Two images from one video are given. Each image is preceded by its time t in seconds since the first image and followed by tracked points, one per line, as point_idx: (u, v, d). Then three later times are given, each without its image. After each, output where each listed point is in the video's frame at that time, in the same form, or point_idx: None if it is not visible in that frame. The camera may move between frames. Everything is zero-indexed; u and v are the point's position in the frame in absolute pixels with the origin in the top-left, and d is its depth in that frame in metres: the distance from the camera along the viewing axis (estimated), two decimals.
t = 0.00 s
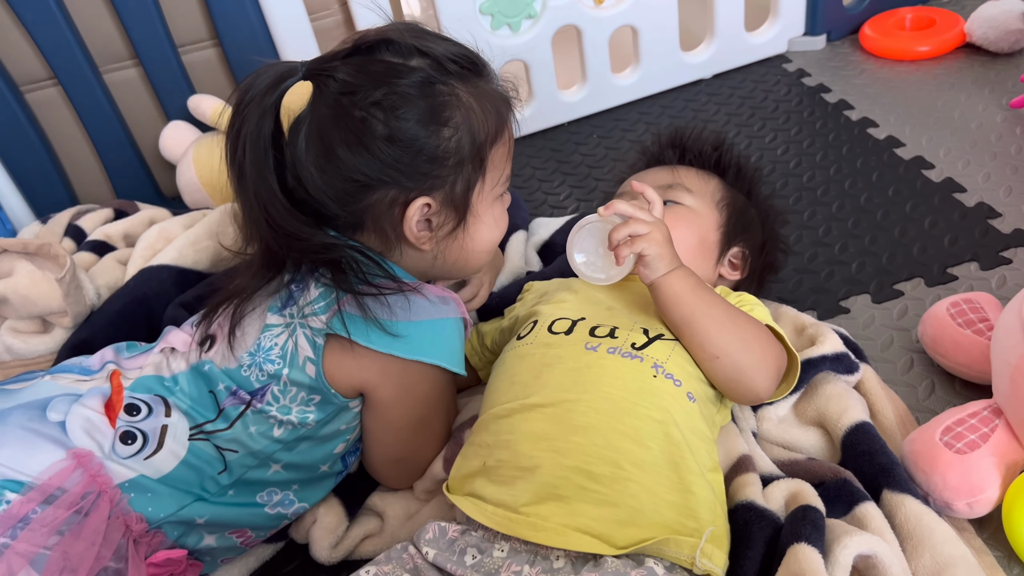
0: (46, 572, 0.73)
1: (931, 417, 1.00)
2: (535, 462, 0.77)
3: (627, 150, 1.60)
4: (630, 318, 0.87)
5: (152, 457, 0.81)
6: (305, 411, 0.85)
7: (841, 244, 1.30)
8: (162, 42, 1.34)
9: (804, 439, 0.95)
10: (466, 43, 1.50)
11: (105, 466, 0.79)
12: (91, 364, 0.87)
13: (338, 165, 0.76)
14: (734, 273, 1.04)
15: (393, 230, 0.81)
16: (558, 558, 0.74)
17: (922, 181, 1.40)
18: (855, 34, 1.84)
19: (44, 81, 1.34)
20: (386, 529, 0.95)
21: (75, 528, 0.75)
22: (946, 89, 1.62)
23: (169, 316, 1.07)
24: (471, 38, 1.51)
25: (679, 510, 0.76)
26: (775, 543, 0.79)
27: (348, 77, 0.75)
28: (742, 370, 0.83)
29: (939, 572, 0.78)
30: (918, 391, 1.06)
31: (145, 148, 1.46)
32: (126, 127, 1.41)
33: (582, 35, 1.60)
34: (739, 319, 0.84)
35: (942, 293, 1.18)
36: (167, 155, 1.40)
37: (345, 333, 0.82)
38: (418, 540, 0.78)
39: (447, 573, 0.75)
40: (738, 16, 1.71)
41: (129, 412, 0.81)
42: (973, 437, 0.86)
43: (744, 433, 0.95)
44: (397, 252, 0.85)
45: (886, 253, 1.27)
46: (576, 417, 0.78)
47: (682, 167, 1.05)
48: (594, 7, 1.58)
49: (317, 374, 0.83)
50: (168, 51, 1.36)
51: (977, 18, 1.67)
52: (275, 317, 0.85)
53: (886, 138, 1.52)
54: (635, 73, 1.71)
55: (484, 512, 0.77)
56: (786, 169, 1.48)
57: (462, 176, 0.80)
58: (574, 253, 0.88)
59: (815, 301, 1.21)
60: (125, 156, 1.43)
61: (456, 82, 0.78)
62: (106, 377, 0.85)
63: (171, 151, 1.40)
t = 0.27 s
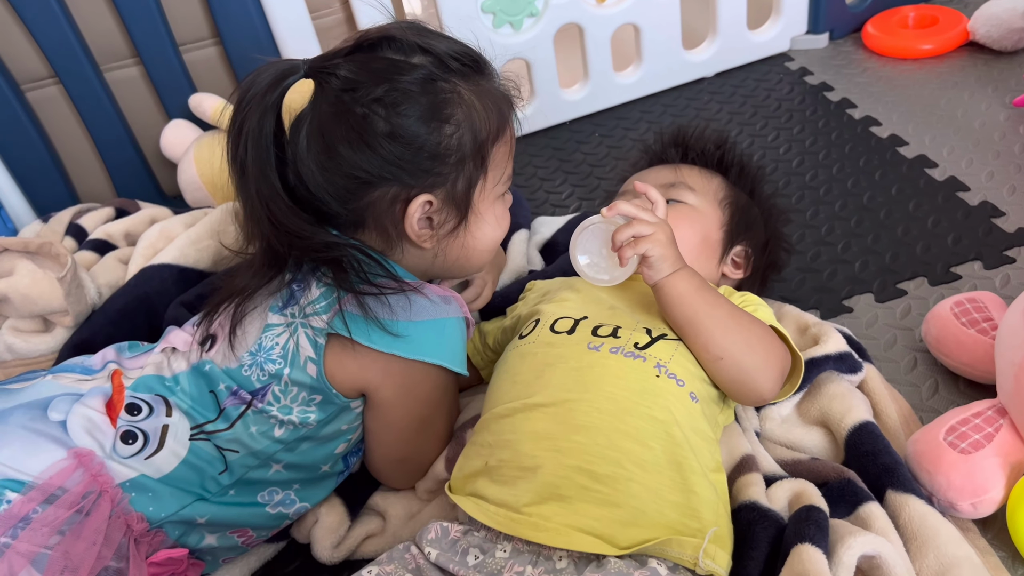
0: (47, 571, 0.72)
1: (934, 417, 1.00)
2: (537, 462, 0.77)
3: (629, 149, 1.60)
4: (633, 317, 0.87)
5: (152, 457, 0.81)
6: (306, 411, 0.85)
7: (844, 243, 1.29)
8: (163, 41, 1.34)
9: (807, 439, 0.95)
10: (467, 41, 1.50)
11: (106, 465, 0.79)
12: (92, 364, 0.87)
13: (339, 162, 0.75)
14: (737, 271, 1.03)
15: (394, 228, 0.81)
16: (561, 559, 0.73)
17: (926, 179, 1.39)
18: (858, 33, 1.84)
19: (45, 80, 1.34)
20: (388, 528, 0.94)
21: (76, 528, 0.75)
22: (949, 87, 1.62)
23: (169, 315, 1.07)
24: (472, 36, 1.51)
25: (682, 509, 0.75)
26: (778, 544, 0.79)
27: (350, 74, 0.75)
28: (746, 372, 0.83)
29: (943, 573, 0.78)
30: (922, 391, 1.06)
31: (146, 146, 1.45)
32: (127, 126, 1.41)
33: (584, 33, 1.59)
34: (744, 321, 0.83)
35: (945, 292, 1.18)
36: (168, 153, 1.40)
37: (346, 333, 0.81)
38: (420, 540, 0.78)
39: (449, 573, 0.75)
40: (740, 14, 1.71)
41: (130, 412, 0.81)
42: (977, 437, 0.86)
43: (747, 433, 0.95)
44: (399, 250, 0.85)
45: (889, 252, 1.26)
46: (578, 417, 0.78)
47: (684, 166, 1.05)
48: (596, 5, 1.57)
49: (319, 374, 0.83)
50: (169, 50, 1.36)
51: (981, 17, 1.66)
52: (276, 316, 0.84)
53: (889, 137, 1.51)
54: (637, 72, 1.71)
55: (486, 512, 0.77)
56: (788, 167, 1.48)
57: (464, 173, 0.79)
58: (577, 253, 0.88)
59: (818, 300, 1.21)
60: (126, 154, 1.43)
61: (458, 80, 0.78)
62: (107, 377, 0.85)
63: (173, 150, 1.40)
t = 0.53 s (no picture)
0: (44, 569, 0.71)
1: (938, 416, 0.99)
2: (539, 461, 0.77)
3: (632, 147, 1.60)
4: (636, 316, 0.86)
5: (150, 451, 0.81)
6: (307, 406, 0.85)
7: (847, 242, 1.29)
8: (164, 37, 1.34)
9: (811, 437, 0.94)
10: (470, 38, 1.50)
11: (102, 461, 0.79)
12: (88, 360, 0.87)
13: (344, 155, 0.75)
14: (740, 270, 1.03)
15: (399, 222, 0.81)
16: (564, 558, 0.73)
17: (930, 177, 1.39)
18: (861, 30, 1.83)
19: (47, 76, 1.34)
20: (390, 527, 0.94)
21: (73, 525, 0.75)
22: (953, 85, 1.61)
23: (171, 312, 1.06)
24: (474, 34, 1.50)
25: (686, 509, 0.75)
26: (782, 543, 0.79)
27: (355, 67, 0.75)
28: (750, 370, 0.82)
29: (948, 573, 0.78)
30: (926, 390, 1.05)
31: (148, 143, 1.45)
32: (129, 123, 1.41)
33: (587, 31, 1.59)
34: (748, 319, 0.83)
35: (950, 291, 1.17)
36: (170, 150, 1.40)
37: (350, 329, 0.81)
38: (422, 539, 0.77)
39: (452, 572, 0.75)
40: (743, 12, 1.70)
41: (126, 406, 0.81)
42: (981, 436, 0.85)
43: (750, 432, 0.95)
44: (403, 245, 0.84)
45: (892, 251, 1.26)
46: (581, 416, 0.78)
47: (688, 164, 1.04)
48: (598, 2, 1.57)
49: (321, 369, 0.83)
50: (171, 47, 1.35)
51: (985, 14, 1.66)
52: (279, 310, 0.84)
53: (893, 135, 1.51)
54: (640, 69, 1.71)
55: (489, 511, 0.76)
56: (792, 165, 1.48)
57: (469, 167, 0.79)
58: (581, 249, 0.89)
59: (821, 299, 1.20)
60: (127, 152, 1.42)
61: (462, 73, 0.78)
62: (103, 372, 0.85)
63: (174, 147, 1.40)
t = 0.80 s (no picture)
0: (51, 567, 0.71)
1: (947, 413, 0.99)
2: (547, 458, 0.76)
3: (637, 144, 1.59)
4: (643, 312, 0.86)
5: (158, 450, 0.80)
6: (315, 404, 0.84)
7: (854, 239, 1.28)
8: (168, 33, 1.33)
9: (819, 435, 0.94)
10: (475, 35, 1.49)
11: (110, 458, 0.78)
12: (97, 356, 0.87)
13: (344, 155, 0.75)
14: (748, 266, 1.03)
15: (401, 221, 0.80)
16: (572, 555, 0.73)
17: (937, 174, 1.38)
18: (867, 27, 1.82)
19: (51, 72, 1.34)
20: (396, 524, 0.94)
21: (80, 522, 0.74)
22: (960, 82, 1.60)
23: (176, 309, 1.06)
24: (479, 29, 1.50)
25: (694, 506, 0.74)
26: (791, 540, 0.78)
27: (354, 67, 0.74)
28: (759, 367, 0.82)
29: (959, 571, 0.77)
30: (935, 387, 1.05)
31: (152, 139, 1.45)
32: (133, 119, 1.41)
33: (591, 27, 1.58)
34: (755, 315, 0.82)
35: (958, 288, 1.17)
36: (173, 146, 1.39)
37: (358, 325, 0.81)
38: (429, 536, 0.77)
39: (459, 569, 0.74)
40: (749, 8, 1.69)
41: (135, 405, 0.81)
42: (992, 433, 0.85)
43: (758, 429, 0.94)
44: (406, 244, 0.84)
45: (900, 248, 1.25)
46: (588, 413, 0.77)
47: (695, 160, 1.04)
48: None
49: (329, 367, 0.82)
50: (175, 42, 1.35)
51: (992, 11, 1.65)
52: (285, 309, 0.83)
53: (900, 132, 1.50)
54: (645, 66, 1.70)
55: (496, 508, 0.76)
56: (798, 162, 1.47)
57: (470, 165, 0.78)
58: (586, 249, 0.86)
59: (829, 296, 1.19)
60: (132, 148, 1.42)
61: (462, 71, 0.77)
62: (112, 370, 0.84)
63: (178, 143, 1.39)
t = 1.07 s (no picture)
0: (61, 564, 0.71)
1: (956, 413, 0.98)
2: (556, 457, 0.76)
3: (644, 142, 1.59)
4: (653, 312, 0.86)
5: (167, 446, 0.80)
6: (323, 400, 0.84)
7: (862, 238, 1.28)
8: (175, 32, 1.33)
9: (828, 435, 0.94)
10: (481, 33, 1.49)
11: (119, 456, 0.78)
12: (104, 354, 0.86)
13: (352, 152, 0.74)
14: (757, 265, 1.03)
15: (409, 218, 0.80)
16: (581, 554, 0.72)
17: (945, 174, 1.37)
18: (874, 26, 1.82)
19: (58, 70, 1.34)
20: (404, 522, 0.94)
21: (90, 519, 0.74)
22: (967, 81, 1.60)
23: (183, 307, 1.06)
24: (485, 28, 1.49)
25: (704, 506, 0.74)
26: (801, 541, 0.78)
27: (360, 63, 0.74)
28: (769, 366, 0.81)
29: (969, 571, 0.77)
30: (943, 387, 1.04)
31: (158, 137, 1.45)
32: (140, 117, 1.41)
33: (598, 26, 1.58)
34: (766, 314, 0.82)
35: (966, 288, 1.16)
36: (180, 144, 1.39)
37: (365, 322, 0.81)
38: (437, 535, 0.77)
39: (468, 568, 0.74)
40: (755, 7, 1.69)
41: (143, 401, 0.81)
42: (1002, 433, 0.84)
43: (767, 428, 0.94)
44: (414, 240, 0.84)
45: (908, 247, 1.25)
46: (598, 412, 0.77)
47: (704, 159, 1.03)
48: None
49: (337, 364, 0.82)
50: (181, 41, 1.35)
51: (999, 9, 1.64)
52: (293, 304, 0.83)
53: (907, 131, 1.49)
54: (651, 65, 1.70)
55: (505, 507, 0.76)
56: (805, 161, 1.46)
57: (477, 160, 0.78)
58: (596, 247, 0.87)
59: (836, 295, 1.19)
60: (138, 146, 1.42)
61: (468, 65, 0.77)
62: (120, 367, 0.84)
63: (185, 141, 1.39)
